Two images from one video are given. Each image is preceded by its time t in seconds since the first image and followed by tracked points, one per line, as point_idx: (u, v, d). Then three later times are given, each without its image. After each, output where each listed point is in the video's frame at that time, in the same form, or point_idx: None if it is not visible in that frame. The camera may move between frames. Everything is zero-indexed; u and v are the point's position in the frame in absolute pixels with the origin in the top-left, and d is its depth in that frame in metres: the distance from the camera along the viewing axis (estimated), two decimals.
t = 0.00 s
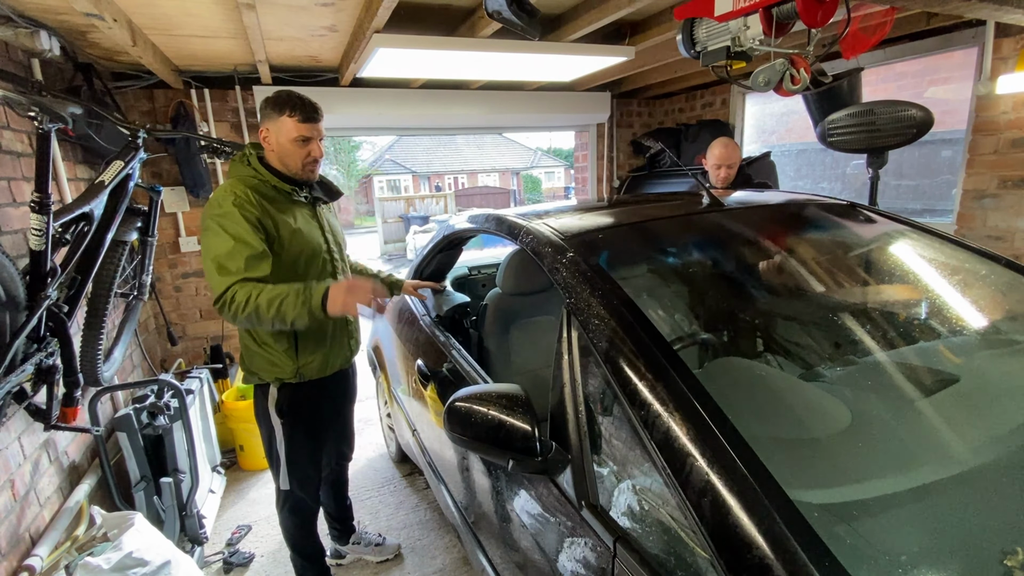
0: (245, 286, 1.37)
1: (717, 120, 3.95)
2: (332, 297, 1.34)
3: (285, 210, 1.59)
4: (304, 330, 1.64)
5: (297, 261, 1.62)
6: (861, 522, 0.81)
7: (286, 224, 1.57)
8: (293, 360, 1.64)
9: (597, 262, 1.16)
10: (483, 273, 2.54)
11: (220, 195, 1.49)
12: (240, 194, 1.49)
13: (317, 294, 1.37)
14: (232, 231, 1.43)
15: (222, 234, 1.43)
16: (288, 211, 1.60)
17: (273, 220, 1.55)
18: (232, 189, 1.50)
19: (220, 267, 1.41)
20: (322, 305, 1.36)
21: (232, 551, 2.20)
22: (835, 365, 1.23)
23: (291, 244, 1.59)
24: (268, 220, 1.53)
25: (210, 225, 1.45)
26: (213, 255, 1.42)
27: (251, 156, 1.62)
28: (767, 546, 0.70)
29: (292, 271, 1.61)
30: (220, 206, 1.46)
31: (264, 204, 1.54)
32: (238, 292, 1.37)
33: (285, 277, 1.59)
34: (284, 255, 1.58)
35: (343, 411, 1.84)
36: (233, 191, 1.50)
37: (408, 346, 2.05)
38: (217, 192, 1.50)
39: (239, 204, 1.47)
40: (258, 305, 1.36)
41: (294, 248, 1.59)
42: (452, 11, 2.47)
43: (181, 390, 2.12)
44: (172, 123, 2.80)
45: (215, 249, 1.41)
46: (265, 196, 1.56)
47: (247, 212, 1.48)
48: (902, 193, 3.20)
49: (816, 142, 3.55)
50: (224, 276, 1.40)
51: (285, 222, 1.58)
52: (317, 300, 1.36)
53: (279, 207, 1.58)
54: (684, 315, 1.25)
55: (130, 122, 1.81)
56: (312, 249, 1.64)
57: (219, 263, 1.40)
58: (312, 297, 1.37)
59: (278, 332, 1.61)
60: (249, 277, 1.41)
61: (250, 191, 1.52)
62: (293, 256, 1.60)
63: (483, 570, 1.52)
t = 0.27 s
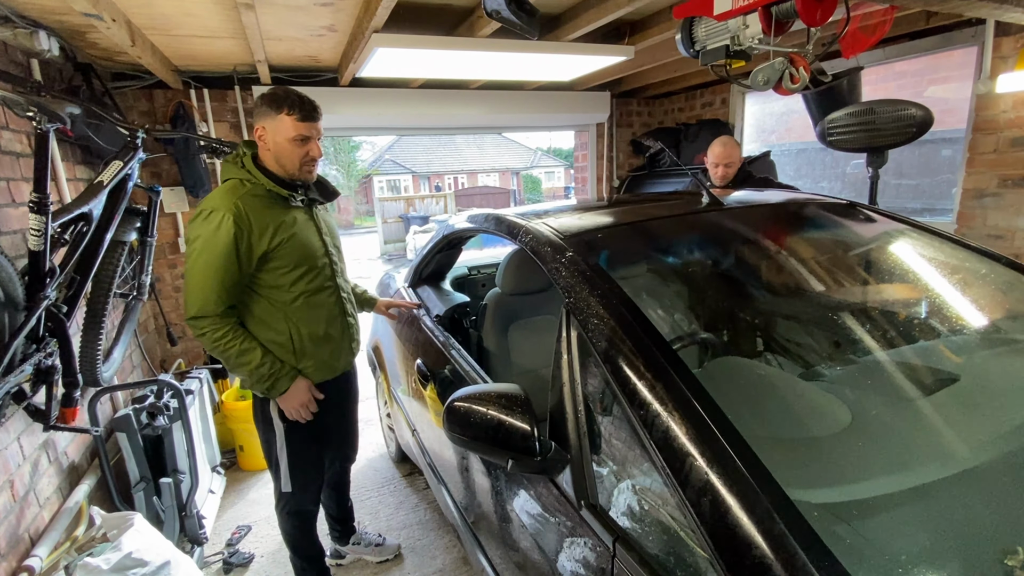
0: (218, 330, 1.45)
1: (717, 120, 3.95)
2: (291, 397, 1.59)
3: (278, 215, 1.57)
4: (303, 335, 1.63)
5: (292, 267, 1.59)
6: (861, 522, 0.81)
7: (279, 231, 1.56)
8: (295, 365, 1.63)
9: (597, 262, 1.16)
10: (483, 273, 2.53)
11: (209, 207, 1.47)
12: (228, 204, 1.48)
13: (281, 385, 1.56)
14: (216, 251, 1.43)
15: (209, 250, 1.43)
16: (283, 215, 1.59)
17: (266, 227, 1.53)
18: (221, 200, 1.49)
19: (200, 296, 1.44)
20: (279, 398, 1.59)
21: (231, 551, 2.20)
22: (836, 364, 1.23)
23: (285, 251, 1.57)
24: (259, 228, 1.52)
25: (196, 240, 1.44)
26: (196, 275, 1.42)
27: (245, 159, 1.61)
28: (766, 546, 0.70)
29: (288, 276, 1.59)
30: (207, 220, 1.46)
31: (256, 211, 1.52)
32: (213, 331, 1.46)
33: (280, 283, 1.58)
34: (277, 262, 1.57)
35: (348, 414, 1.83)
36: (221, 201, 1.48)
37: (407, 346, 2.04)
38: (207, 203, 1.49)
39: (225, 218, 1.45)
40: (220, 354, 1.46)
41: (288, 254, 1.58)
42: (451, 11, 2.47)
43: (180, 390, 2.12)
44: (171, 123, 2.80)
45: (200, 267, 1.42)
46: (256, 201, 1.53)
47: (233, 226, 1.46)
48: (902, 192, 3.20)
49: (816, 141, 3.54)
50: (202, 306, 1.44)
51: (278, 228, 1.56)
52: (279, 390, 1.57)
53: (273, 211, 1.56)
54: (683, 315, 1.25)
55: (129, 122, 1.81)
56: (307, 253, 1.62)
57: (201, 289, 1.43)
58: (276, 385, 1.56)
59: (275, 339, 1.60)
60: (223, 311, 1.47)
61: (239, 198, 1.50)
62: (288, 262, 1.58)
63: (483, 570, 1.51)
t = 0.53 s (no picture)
0: (203, 341, 1.39)
1: (715, 120, 3.95)
2: (270, 424, 1.41)
3: (272, 222, 1.57)
4: (298, 342, 1.63)
5: (286, 273, 1.59)
6: (858, 521, 0.81)
7: (274, 238, 1.55)
8: (290, 371, 1.64)
9: (595, 263, 1.16)
10: (481, 273, 2.53)
11: (203, 214, 1.45)
12: (223, 211, 1.46)
13: (261, 410, 1.40)
14: (208, 260, 1.41)
15: (202, 259, 1.40)
16: (277, 220, 1.59)
17: (261, 233, 1.52)
18: (215, 206, 1.47)
19: (190, 305, 1.41)
20: (262, 423, 1.41)
21: (229, 552, 2.20)
22: (834, 364, 1.23)
23: (280, 257, 1.56)
24: (255, 235, 1.51)
25: (189, 248, 1.42)
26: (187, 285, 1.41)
27: (237, 163, 1.59)
28: (763, 546, 0.70)
29: (283, 282, 1.58)
30: (199, 228, 1.43)
31: (250, 218, 1.51)
32: (199, 343, 1.40)
33: (275, 290, 1.57)
34: (271, 270, 1.56)
35: (343, 417, 1.84)
36: (215, 208, 1.46)
37: (406, 346, 2.04)
38: (200, 209, 1.47)
39: (219, 225, 1.43)
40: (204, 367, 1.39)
41: (283, 261, 1.57)
42: (449, 11, 2.47)
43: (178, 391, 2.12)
44: (170, 123, 2.80)
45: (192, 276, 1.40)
46: (250, 208, 1.52)
47: (228, 233, 1.43)
48: (900, 192, 3.20)
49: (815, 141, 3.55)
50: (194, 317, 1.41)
51: (273, 235, 1.55)
52: (260, 415, 1.40)
53: (268, 217, 1.56)
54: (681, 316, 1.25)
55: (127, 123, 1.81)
56: (301, 259, 1.62)
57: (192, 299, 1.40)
58: (261, 403, 1.40)
59: (269, 346, 1.60)
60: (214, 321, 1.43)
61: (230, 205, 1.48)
62: (283, 269, 1.58)
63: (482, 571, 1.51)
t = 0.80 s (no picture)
0: (217, 332, 1.35)
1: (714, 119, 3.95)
2: (309, 388, 1.32)
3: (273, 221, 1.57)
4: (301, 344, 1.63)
5: (286, 276, 1.58)
6: (856, 520, 0.81)
7: (275, 237, 1.55)
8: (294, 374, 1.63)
9: (593, 262, 1.16)
10: (480, 273, 2.53)
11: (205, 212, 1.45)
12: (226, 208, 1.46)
13: (296, 373, 1.31)
14: (213, 256, 1.40)
15: (208, 255, 1.40)
16: (279, 219, 1.59)
17: (265, 232, 1.53)
18: (218, 204, 1.47)
19: (197, 301, 1.39)
20: (301, 392, 1.32)
21: (229, 552, 2.20)
22: (832, 363, 1.23)
23: (282, 257, 1.57)
24: (258, 233, 1.51)
25: (195, 247, 1.42)
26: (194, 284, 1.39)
27: (235, 162, 1.59)
28: (761, 545, 0.70)
29: (286, 283, 1.59)
30: (203, 226, 1.43)
31: (253, 215, 1.52)
32: (213, 335, 1.36)
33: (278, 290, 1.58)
34: (273, 269, 1.56)
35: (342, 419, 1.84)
36: (217, 206, 1.46)
37: (405, 346, 2.04)
38: (203, 208, 1.47)
39: (223, 222, 1.43)
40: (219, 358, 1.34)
41: (286, 260, 1.58)
42: (447, 10, 2.47)
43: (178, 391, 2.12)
44: (169, 123, 2.80)
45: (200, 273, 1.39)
46: (253, 207, 1.53)
47: (232, 229, 1.44)
48: (899, 191, 3.21)
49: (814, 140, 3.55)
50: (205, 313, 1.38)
51: (275, 234, 1.56)
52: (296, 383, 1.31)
53: (270, 216, 1.57)
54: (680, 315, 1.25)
55: (126, 122, 1.81)
56: (301, 260, 1.62)
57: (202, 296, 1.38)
58: (294, 370, 1.32)
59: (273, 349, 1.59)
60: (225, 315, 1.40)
61: (233, 205, 1.48)
62: (285, 269, 1.58)
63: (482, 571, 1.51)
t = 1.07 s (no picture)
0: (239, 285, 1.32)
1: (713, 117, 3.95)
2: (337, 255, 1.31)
3: (272, 211, 1.58)
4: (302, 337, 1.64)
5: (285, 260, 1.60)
6: (855, 517, 0.82)
7: (275, 227, 1.56)
8: (295, 370, 1.63)
9: (593, 260, 1.16)
10: (480, 271, 2.53)
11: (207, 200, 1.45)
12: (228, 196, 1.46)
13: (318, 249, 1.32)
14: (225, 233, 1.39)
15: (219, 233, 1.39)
16: (277, 211, 1.60)
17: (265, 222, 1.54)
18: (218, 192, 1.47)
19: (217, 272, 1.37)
20: (332, 262, 1.32)
21: (229, 550, 2.20)
22: (832, 360, 1.23)
23: (282, 246, 1.58)
24: (259, 222, 1.52)
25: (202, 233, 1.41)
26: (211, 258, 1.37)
27: (232, 156, 1.59)
28: (761, 542, 0.71)
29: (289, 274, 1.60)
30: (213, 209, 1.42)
31: (252, 205, 1.52)
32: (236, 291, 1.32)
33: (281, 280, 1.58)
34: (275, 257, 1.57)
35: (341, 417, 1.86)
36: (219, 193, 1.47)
37: (405, 344, 2.04)
38: (203, 197, 1.46)
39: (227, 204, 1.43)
40: (263, 294, 1.30)
41: (285, 251, 1.59)
42: (447, 8, 2.47)
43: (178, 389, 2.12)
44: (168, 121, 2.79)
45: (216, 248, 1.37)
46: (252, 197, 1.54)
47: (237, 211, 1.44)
48: (899, 189, 3.21)
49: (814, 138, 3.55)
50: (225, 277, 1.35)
51: (275, 224, 1.57)
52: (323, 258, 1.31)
53: (268, 208, 1.57)
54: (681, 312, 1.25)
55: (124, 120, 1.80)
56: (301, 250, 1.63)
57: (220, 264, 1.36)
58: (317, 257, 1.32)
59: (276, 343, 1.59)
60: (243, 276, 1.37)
61: (234, 192, 1.49)
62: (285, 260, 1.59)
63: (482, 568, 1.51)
